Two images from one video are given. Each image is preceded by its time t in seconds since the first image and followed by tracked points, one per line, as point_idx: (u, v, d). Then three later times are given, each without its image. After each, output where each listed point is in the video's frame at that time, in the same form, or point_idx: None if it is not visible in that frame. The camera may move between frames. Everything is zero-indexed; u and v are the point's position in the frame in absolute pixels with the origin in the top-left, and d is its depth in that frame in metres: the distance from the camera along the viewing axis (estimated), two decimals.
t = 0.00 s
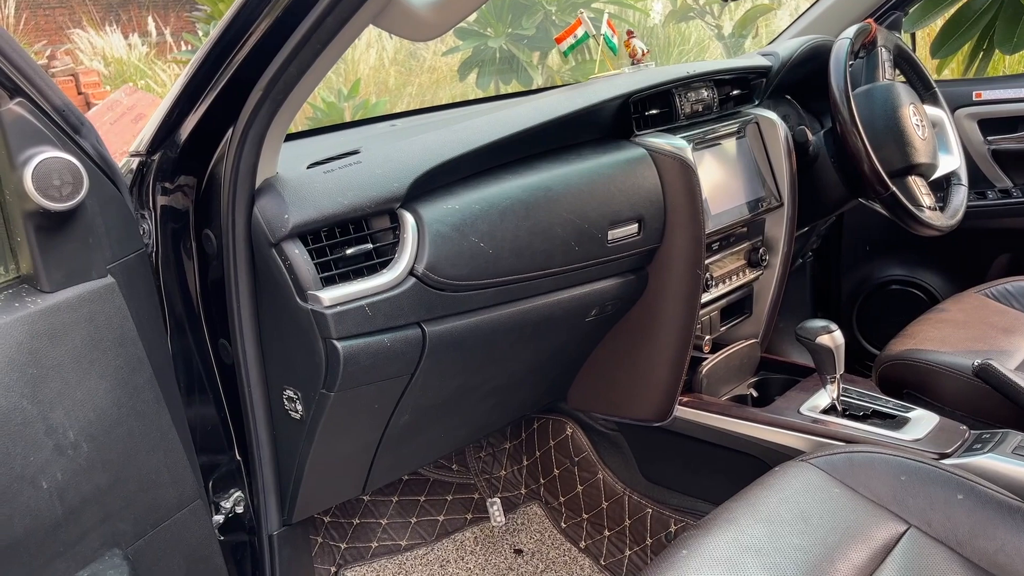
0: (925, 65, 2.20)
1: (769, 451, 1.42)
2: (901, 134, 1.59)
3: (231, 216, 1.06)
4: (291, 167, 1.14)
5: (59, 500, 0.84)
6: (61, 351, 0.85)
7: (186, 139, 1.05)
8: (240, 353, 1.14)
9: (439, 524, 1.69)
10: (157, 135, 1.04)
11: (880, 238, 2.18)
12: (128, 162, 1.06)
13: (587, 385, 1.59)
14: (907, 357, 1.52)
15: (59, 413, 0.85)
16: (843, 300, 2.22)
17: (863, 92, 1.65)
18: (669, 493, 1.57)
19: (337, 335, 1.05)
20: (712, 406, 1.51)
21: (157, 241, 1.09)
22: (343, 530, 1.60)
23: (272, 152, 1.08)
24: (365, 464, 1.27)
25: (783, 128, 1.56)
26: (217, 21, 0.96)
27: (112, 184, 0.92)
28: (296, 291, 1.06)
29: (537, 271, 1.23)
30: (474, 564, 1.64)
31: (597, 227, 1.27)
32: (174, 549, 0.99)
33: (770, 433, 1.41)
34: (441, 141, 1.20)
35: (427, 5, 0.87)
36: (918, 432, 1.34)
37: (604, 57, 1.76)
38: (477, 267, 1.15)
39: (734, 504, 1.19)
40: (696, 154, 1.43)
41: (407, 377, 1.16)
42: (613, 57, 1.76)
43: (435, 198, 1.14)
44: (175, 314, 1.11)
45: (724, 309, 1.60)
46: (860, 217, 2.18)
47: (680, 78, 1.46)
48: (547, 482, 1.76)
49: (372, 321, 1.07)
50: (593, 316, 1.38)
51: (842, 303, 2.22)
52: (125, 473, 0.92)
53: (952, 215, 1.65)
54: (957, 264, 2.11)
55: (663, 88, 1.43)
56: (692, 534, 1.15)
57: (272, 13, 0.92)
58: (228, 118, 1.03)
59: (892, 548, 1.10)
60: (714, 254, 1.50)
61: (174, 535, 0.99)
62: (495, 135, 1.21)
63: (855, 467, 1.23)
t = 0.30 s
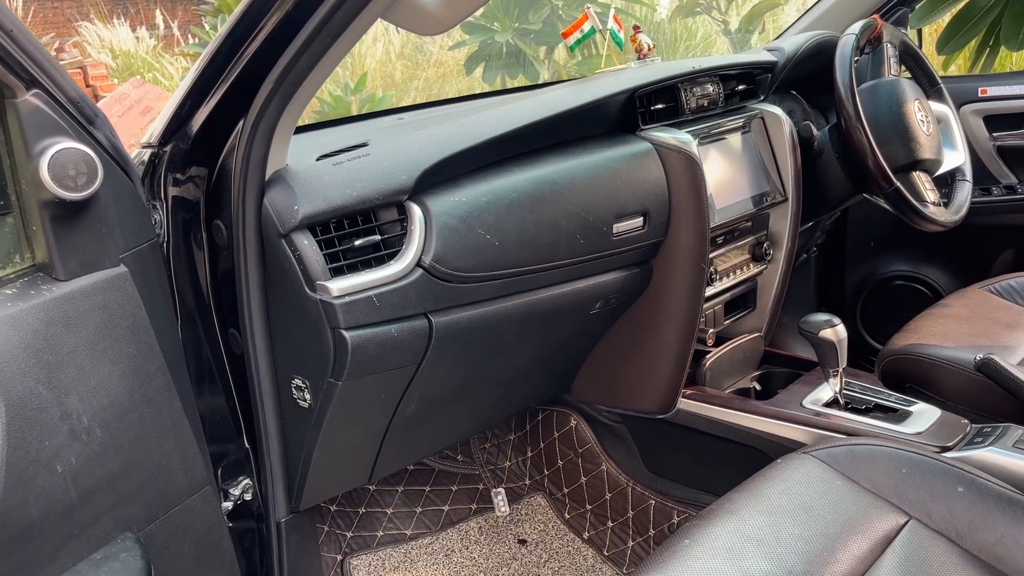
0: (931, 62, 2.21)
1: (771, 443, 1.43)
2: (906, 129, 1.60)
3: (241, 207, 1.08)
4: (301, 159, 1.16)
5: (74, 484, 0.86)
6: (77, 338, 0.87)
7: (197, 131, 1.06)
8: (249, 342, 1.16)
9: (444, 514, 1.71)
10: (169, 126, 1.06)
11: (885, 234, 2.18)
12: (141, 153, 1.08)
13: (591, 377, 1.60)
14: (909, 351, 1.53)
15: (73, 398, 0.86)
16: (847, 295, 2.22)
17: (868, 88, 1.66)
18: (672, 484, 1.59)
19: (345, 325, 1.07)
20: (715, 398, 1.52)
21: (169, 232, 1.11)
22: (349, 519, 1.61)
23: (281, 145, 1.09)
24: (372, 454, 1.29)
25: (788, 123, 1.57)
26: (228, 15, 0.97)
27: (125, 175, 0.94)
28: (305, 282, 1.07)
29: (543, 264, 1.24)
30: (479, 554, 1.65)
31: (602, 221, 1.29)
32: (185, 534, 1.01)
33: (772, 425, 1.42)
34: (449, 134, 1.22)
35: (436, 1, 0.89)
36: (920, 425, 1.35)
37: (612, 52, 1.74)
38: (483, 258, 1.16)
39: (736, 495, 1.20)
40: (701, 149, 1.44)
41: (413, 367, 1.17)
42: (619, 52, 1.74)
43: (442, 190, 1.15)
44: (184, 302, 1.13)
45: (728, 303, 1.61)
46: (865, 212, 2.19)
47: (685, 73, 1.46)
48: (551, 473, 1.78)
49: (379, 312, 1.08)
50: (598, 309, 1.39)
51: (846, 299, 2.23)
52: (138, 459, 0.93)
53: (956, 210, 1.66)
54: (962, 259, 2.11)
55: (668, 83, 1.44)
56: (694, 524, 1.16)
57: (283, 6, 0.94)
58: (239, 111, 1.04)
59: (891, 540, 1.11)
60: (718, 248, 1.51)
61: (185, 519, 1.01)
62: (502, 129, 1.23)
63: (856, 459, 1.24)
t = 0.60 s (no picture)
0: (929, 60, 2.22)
1: (769, 436, 1.45)
2: (904, 127, 1.62)
3: (248, 199, 1.09)
4: (307, 152, 1.17)
5: (85, 469, 0.87)
6: (87, 326, 0.88)
7: (205, 124, 1.07)
8: (254, 333, 1.17)
9: (443, 505, 1.72)
10: (175, 120, 1.08)
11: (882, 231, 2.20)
12: (149, 145, 1.10)
13: (590, 371, 1.62)
14: (905, 346, 1.55)
15: (84, 385, 0.88)
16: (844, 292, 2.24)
17: (866, 85, 1.67)
18: (670, 477, 1.61)
19: (351, 315, 1.08)
20: (713, 392, 1.54)
21: (177, 225, 1.12)
22: (350, 510, 1.64)
23: (288, 138, 1.11)
24: (374, 444, 1.31)
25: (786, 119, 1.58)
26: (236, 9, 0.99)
27: (135, 166, 0.95)
28: (311, 273, 1.09)
29: (545, 257, 1.25)
30: (479, 545, 1.67)
31: (603, 215, 1.30)
32: (192, 520, 1.02)
33: (770, 418, 1.44)
34: (453, 128, 1.23)
35: None
36: (915, 419, 1.37)
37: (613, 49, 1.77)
38: (487, 251, 1.18)
39: (734, 486, 1.22)
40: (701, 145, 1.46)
41: (417, 358, 1.19)
42: (621, 48, 1.76)
43: (446, 184, 1.17)
44: (191, 291, 1.14)
45: (726, 297, 1.63)
46: (862, 209, 2.21)
47: (685, 69, 1.48)
48: (551, 466, 1.79)
49: (384, 303, 1.10)
50: (598, 302, 1.41)
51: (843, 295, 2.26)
52: (148, 446, 0.95)
53: (952, 208, 1.68)
54: (957, 257, 2.13)
55: (668, 79, 1.46)
56: (693, 515, 1.18)
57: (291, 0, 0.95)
58: (247, 104, 1.06)
59: (886, 531, 1.13)
60: (717, 243, 1.53)
61: (193, 506, 1.02)
62: (505, 123, 1.24)
63: (852, 451, 1.26)
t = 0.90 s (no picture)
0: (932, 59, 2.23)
1: (777, 431, 1.46)
2: (910, 124, 1.63)
3: (264, 189, 1.09)
4: (322, 143, 1.17)
5: (106, 457, 0.87)
6: (108, 314, 0.88)
7: (222, 113, 1.07)
8: (268, 324, 1.17)
9: (449, 499, 1.72)
10: (191, 109, 1.07)
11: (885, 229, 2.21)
12: (164, 136, 1.10)
13: (598, 366, 1.63)
14: (911, 342, 1.56)
15: (105, 373, 0.88)
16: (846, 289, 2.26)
17: (873, 83, 1.68)
18: (676, 471, 1.61)
19: (367, 306, 1.08)
20: (720, 386, 1.55)
21: (190, 217, 1.14)
22: (356, 503, 1.63)
23: (304, 128, 1.11)
24: (385, 437, 1.31)
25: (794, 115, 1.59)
26: None
27: (153, 155, 0.95)
28: (327, 264, 1.09)
29: (558, 251, 1.26)
30: (485, 538, 1.68)
31: (616, 209, 1.31)
32: (209, 509, 1.02)
33: (777, 413, 1.45)
34: (467, 120, 1.23)
35: None
36: (922, 414, 1.38)
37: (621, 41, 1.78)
38: (502, 243, 1.18)
39: (745, 479, 1.23)
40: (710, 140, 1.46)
41: (430, 349, 1.19)
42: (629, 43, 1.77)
43: (461, 176, 1.17)
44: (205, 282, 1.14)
45: (734, 293, 1.63)
46: (865, 207, 2.22)
47: (695, 65, 1.49)
48: (556, 461, 1.80)
49: (400, 294, 1.10)
50: (608, 296, 1.42)
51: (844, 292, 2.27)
52: (166, 435, 0.95)
53: (957, 205, 1.69)
54: (959, 254, 2.15)
55: (679, 74, 1.46)
56: (704, 508, 1.19)
57: None
58: (264, 94, 1.06)
59: (896, 524, 1.14)
60: (725, 239, 1.54)
61: (210, 495, 1.02)
62: (519, 116, 1.24)
63: (861, 445, 1.27)
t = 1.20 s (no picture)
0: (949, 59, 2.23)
1: (804, 429, 1.45)
2: (935, 123, 1.63)
3: (303, 181, 1.09)
4: (359, 136, 1.16)
5: (153, 451, 0.86)
6: (154, 306, 0.87)
7: (262, 100, 1.05)
8: (304, 318, 1.16)
9: (470, 497, 1.72)
10: (230, 100, 1.04)
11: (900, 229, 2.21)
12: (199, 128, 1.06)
13: (622, 363, 1.63)
14: (936, 342, 1.56)
15: (152, 366, 0.86)
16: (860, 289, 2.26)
17: (897, 81, 1.68)
18: (698, 469, 1.60)
19: (406, 300, 1.07)
20: (746, 384, 1.54)
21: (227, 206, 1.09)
22: (379, 500, 1.63)
23: (343, 120, 1.09)
24: (415, 433, 1.30)
25: (821, 113, 1.60)
26: None
27: (197, 145, 0.94)
28: (367, 257, 1.08)
29: (592, 247, 1.25)
30: (507, 535, 1.68)
31: (649, 205, 1.30)
32: (248, 504, 1.01)
33: (805, 411, 1.44)
34: (502, 114, 1.22)
35: None
36: (953, 413, 1.38)
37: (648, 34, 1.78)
38: (539, 238, 1.17)
39: (778, 477, 1.22)
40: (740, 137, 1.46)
41: (466, 344, 1.18)
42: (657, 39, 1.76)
43: (498, 170, 1.16)
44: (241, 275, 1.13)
45: (758, 291, 1.63)
46: (880, 207, 2.22)
47: (725, 61, 1.48)
48: (576, 458, 1.79)
49: (439, 289, 1.09)
50: (638, 293, 1.41)
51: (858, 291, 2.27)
52: (210, 429, 0.94)
53: (979, 205, 1.69)
54: (974, 255, 2.15)
55: (709, 71, 1.46)
56: (739, 505, 1.18)
57: None
58: (305, 85, 1.04)
59: (933, 522, 1.14)
60: (753, 236, 1.54)
61: (250, 490, 1.01)
62: (554, 111, 1.23)
63: (893, 444, 1.27)
